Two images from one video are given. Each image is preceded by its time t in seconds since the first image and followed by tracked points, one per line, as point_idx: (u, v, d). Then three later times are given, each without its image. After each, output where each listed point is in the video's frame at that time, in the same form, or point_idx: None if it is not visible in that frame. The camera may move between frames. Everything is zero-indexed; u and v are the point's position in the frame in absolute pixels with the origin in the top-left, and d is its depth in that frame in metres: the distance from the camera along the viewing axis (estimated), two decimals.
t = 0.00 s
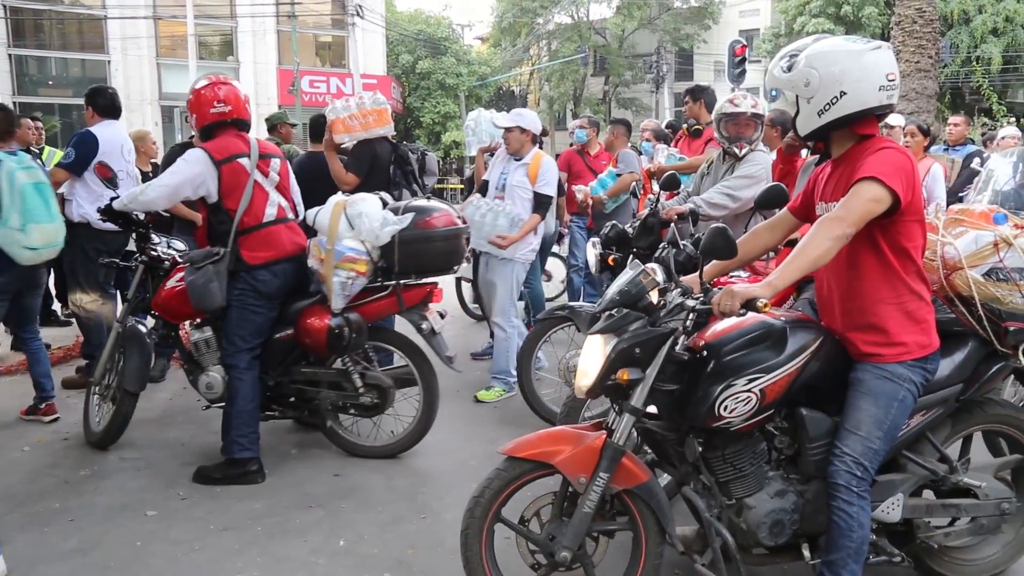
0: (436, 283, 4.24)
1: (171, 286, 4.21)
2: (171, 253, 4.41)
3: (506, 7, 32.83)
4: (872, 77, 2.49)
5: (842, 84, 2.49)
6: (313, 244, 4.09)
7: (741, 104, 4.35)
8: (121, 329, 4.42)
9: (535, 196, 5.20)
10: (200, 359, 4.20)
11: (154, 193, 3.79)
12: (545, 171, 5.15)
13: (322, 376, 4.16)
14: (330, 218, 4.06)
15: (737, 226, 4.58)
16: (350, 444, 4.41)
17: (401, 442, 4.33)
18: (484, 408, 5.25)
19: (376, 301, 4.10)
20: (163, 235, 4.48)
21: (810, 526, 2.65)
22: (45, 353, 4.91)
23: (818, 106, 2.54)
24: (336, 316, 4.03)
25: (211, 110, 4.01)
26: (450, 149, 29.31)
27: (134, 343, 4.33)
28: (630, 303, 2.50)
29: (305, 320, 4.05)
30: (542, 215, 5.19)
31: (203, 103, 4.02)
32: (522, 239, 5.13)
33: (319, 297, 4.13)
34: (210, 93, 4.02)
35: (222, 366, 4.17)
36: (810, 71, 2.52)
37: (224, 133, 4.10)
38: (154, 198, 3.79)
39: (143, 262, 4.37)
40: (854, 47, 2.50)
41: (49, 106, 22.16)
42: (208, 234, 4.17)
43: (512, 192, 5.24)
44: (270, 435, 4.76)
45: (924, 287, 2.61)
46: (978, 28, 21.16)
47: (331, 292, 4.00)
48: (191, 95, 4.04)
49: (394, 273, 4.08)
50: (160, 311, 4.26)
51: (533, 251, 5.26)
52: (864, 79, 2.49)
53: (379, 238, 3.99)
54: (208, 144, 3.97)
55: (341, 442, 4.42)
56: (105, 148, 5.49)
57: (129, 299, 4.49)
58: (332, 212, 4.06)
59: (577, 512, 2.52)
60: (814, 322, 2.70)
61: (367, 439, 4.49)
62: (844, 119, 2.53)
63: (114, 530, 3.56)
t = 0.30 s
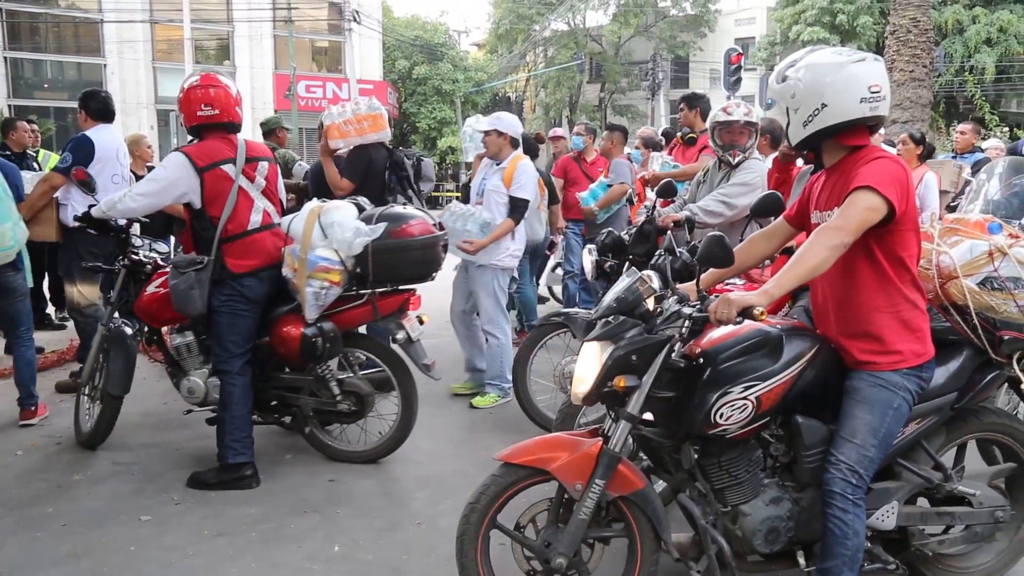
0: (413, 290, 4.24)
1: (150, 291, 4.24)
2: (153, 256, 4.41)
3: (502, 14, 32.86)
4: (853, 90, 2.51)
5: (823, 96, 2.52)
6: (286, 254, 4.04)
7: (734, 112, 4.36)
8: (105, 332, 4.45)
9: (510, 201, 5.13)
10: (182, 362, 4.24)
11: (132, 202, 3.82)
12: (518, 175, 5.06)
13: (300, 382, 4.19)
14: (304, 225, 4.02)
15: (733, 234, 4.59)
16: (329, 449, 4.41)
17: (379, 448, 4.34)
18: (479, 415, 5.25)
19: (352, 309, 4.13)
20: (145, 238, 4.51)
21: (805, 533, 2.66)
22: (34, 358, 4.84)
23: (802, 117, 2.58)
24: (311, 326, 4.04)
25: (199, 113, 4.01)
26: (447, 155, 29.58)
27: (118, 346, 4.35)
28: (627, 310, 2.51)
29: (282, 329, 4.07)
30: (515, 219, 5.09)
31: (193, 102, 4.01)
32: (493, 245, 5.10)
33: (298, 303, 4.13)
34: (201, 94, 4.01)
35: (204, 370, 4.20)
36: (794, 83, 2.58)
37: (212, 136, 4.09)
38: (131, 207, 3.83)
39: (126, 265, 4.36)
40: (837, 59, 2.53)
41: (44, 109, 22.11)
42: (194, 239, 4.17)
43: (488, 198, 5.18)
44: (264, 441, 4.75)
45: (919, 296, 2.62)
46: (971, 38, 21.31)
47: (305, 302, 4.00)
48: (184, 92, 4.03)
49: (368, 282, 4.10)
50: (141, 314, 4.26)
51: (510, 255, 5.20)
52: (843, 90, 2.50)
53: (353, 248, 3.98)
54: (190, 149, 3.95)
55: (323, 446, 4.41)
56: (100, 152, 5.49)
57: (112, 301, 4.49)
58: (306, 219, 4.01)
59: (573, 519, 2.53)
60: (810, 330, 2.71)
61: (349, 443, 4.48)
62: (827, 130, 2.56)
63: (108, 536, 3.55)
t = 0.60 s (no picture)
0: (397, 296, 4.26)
1: (137, 296, 4.22)
2: (142, 260, 4.37)
3: (496, 19, 32.89)
4: (840, 97, 2.52)
5: (810, 104, 2.55)
6: (271, 260, 4.05)
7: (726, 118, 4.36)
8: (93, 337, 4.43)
9: (484, 206, 5.15)
10: (171, 367, 4.24)
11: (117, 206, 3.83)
12: (492, 180, 5.09)
13: (285, 387, 4.20)
14: (288, 231, 4.03)
15: (726, 239, 4.61)
16: (315, 454, 4.40)
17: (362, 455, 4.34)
18: (473, 420, 5.25)
19: (339, 314, 4.12)
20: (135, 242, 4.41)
21: (799, 538, 2.67)
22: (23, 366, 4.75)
23: (791, 124, 2.61)
24: (296, 332, 4.03)
25: (189, 114, 4.01)
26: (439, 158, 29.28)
27: (106, 349, 4.34)
28: (623, 316, 2.51)
29: (266, 334, 4.07)
30: (488, 224, 5.10)
31: (184, 104, 4.02)
32: (466, 250, 5.12)
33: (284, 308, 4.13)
34: (194, 95, 4.01)
35: (191, 376, 4.18)
36: (784, 90, 2.61)
37: (203, 138, 4.09)
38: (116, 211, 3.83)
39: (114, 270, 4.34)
40: (826, 67, 2.55)
41: (36, 113, 22.02)
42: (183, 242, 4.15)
43: (465, 203, 5.23)
44: (257, 446, 4.74)
45: (911, 301, 2.64)
46: (962, 44, 21.49)
47: (289, 308, 3.99)
48: (176, 94, 4.04)
49: (353, 289, 4.07)
50: (129, 319, 4.25)
51: (485, 262, 5.19)
52: (830, 98, 2.52)
53: (337, 255, 3.96)
54: (179, 150, 3.96)
55: (311, 453, 4.40)
56: (95, 158, 5.50)
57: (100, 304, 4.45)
58: (290, 224, 4.03)
59: (568, 524, 2.53)
60: (803, 335, 2.73)
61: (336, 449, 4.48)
62: (816, 137, 2.59)
63: (100, 542, 3.53)
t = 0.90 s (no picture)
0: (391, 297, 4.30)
1: (130, 296, 4.21)
2: (132, 261, 4.34)
3: (487, 22, 32.91)
4: (830, 103, 2.53)
5: (801, 109, 2.56)
6: (267, 260, 4.05)
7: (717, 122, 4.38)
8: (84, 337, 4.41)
9: (463, 209, 5.11)
10: (161, 368, 4.21)
11: (122, 210, 3.85)
12: (471, 183, 5.05)
13: (277, 389, 4.18)
14: (284, 232, 4.00)
15: (718, 243, 4.63)
16: (306, 455, 4.39)
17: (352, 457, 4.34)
18: (464, 422, 5.25)
19: (331, 316, 4.12)
20: (123, 242, 4.40)
21: (790, 541, 2.68)
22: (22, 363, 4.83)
23: (782, 129, 2.63)
24: (290, 333, 4.03)
25: (185, 115, 3.99)
26: (431, 161, 29.39)
27: (99, 351, 4.32)
28: (615, 320, 2.51)
29: (260, 335, 4.06)
30: (467, 228, 5.07)
31: (180, 105, 4.00)
32: (445, 254, 5.07)
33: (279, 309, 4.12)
34: (190, 96, 4.00)
35: (182, 377, 4.16)
36: (775, 95, 2.62)
37: (198, 138, 4.07)
38: (121, 215, 3.87)
39: (106, 270, 4.30)
40: (816, 73, 2.56)
41: (24, 113, 21.88)
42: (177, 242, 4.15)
43: (444, 206, 5.19)
44: (247, 448, 4.72)
45: (902, 305, 2.65)
46: (950, 50, 21.56)
47: (283, 308, 3.98)
48: (173, 95, 4.02)
49: (348, 290, 4.05)
50: (120, 319, 4.23)
51: (464, 265, 5.14)
52: (821, 104, 2.53)
53: (332, 255, 3.94)
54: (175, 150, 3.95)
55: (301, 455, 4.39)
56: (89, 159, 5.49)
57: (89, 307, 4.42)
58: (286, 225, 4.00)
59: (559, 527, 2.53)
60: (795, 339, 2.74)
61: (327, 450, 4.47)
62: (806, 141, 2.60)
63: (88, 545, 3.51)
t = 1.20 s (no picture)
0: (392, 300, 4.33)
1: (126, 298, 4.19)
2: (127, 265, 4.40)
3: (479, 27, 32.92)
4: (822, 110, 2.55)
5: (792, 116, 2.57)
6: (269, 261, 4.05)
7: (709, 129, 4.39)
8: (75, 342, 4.40)
9: (438, 213, 5.12)
10: (153, 372, 4.22)
11: (153, 216, 3.88)
12: (445, 186, 5.07)
13: (274, 392, 4.18)
14: (287, 233, 3.99)
15: (709, 248, 4.64)
16: (300, 460, 4.35)
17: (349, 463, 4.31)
18: (454, 427, 5.25)
19: (332, 318, 4.13)
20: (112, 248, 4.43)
21: (780, 547, 2.68)
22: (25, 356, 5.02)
23: (773, 136, 2.64)
24: (291, 333, 4.03)
25: (194, 117, 4.04)
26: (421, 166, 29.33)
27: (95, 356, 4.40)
28: (606, 325, 2.52)
29: (260, 336, 4.05)
30: (443, 231, 5.08)
31: (188, 108, 4.05)
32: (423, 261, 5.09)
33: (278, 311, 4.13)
34: (197, 99, 4.05)
35: (176, 380, 4.18)
36: (767, 102, 2.63)
37: (206, 141, 4.12)
38: (155, 218, 3.88)
39: (101, 276, 4.30)
40: (808, 81, 2.57)
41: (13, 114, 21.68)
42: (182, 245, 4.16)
43: (417, 212, 5.20)
44: (237, 452, 4.71)
45: (891, 312, 2.67)
46: (939, 59, 21.87)
47: (286, 309, 3.99)
48: (180, 99, 4.08)
49: (351, 291, 4.08)
50: (113, 323, 4.20)
51: (441, 270, 5.16)
52: (813, 112, 2.55)
53: (337, 256, 3.97)
54: (189, 151, 4.01)
55: (294, 458, 4.35)
56: (80, 160, 5.46)
57: (82, 314, 4.37)
58: (289, 227, 3.98)
59: (551, 533, 2.52)
60: (785, 346, 2.75)
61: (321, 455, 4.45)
62: (798, 149, 2.61)
63: (76, 550, 3.49)
